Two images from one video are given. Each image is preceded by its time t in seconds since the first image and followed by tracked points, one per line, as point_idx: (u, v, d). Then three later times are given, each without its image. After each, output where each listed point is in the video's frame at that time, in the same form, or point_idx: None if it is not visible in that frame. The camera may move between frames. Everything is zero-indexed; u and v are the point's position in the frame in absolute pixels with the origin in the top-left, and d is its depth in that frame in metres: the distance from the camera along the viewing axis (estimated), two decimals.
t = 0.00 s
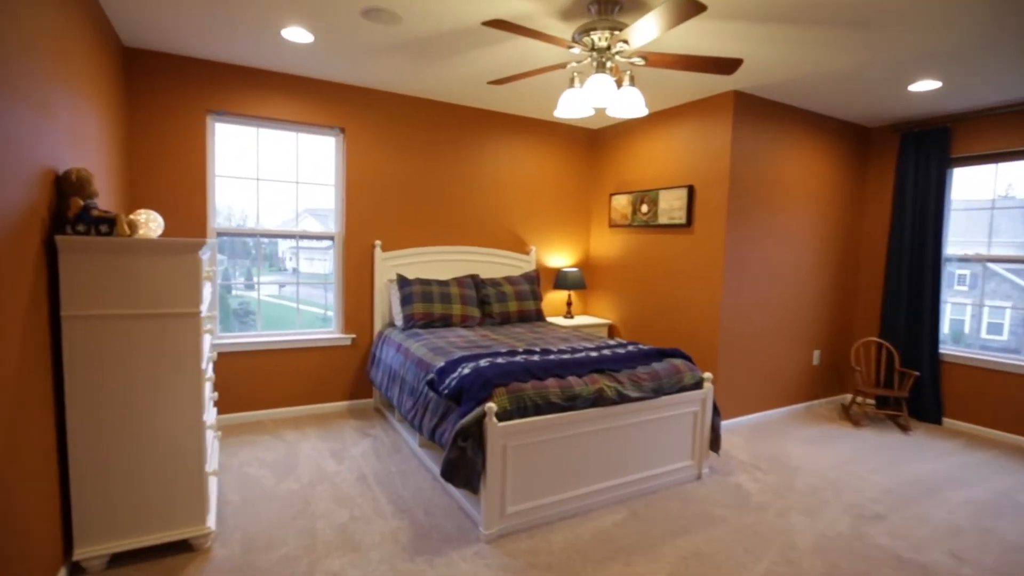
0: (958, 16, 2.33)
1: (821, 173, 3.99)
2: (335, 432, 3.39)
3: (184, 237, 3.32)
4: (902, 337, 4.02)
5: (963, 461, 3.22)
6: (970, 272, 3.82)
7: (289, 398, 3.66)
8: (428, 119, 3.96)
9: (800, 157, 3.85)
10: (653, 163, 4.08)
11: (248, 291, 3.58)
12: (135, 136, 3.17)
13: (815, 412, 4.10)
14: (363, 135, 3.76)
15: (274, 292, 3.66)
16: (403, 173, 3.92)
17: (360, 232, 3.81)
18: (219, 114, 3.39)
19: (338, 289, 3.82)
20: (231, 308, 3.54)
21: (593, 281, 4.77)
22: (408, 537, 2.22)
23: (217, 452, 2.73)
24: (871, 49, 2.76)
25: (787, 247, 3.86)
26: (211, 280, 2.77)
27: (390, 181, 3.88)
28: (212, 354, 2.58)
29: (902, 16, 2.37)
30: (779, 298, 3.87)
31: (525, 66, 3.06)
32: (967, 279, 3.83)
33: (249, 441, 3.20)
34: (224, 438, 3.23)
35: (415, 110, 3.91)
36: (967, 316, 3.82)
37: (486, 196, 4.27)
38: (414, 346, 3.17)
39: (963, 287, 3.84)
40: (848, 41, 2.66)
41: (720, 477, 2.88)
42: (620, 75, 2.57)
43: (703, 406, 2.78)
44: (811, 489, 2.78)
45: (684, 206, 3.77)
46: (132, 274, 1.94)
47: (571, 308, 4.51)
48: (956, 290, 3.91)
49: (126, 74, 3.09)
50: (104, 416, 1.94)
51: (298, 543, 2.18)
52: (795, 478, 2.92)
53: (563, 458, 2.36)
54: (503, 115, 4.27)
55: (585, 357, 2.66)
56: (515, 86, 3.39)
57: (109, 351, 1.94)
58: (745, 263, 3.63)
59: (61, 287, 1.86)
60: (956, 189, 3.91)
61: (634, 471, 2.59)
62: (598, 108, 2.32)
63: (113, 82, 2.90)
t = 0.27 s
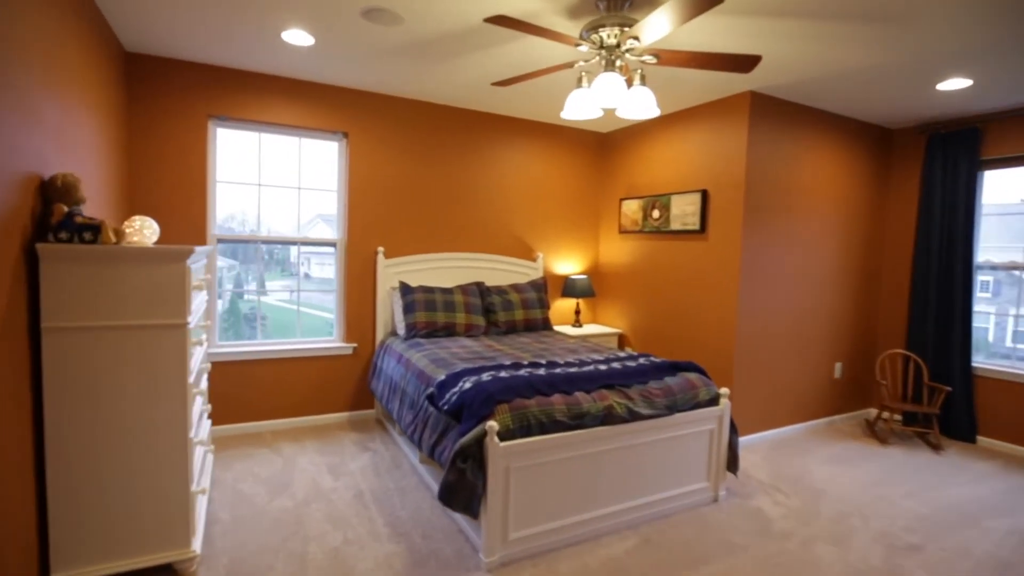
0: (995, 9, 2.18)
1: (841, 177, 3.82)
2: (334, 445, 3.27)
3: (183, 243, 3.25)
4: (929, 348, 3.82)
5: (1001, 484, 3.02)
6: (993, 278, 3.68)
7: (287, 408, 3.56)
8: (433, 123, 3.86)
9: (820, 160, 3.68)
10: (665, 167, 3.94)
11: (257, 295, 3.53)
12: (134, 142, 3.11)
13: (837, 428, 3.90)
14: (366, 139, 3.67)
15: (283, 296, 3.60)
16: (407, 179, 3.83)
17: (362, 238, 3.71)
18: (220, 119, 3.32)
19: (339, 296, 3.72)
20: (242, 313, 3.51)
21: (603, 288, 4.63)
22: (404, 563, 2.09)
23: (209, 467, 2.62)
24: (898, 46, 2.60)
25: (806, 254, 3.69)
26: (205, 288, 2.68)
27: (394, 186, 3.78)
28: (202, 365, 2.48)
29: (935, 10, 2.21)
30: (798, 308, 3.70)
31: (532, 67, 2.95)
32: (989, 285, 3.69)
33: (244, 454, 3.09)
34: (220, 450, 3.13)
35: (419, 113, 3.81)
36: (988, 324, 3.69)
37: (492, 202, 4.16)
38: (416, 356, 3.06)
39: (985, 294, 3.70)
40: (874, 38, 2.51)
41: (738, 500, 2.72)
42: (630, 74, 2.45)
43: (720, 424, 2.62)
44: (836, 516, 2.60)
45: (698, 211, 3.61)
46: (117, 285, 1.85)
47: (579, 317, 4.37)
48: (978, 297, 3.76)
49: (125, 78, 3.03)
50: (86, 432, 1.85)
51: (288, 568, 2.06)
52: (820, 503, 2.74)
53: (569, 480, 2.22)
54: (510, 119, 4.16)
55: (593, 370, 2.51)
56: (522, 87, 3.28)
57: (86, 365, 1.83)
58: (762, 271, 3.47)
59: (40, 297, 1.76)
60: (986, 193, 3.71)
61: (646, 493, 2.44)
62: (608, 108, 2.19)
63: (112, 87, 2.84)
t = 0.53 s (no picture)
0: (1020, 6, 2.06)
1: (853, 182, 3.70)
2: (328, 460, 3.17)
3: (175, 251, 3.16)
4: (945, 360, 3.69)
5: None
6: (1001, 284, 3.59)
7: (282, 420, 3.46)
8: (433, 128, 3.78)
9: (832, 165, 3.57)
10: (671, 172, 3.83)
11: (261, 300, 3.46)
12: (126, 148, 3.03)
13: (849, 443, 3.77)
14: (364, 144, 3.59)
15: (289, 301, 3.53)
16: (406, 185, 3.74)
17: (359, 245, 3.62)
18: (215, 124, 3.24)
19: (336, 305, 3.63)
20: (246, 319, 3.43)
21: (607, 297, 4.51)
22: None
23: (195, 483, 2.53)
24: (915, 47, 2.49)
25: (818, 261, 3.57)
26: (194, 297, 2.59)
27: (392, 192, 3.70)
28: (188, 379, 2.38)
29: (956, 8, 2.10)
30: (809, 318, 3.57)
31: (533, 69, 2.85)
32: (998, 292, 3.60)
33: (235, 468, 2.99)
34: (211, 465, 3.03)
35: (418, 117, 3.73)
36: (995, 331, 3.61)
37: (493, 208, 4.06)
38: (412, 367, 2.95)
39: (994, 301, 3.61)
40: (890, 38, 2.40)
41: (748, 521, 2.59)
42: (635, 76, 2.35)
43: (729, 441, 2.50)
44: (853, 538, 2.47)
45: (705, 217, 3.50)
46: (97, 296, 1.76)
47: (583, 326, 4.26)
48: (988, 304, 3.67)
49: (116, 82, 2.95)
50: (60, 452, 1.75)
51: None
52: (834, 524, 2.61)
53: (570, 502, 2.10)
54: (511, 123, 4.07)
55: (596, 385, 2.40)
56: (523, 90, 3.18)
57: (60, 383, 1.74)
58: (772, 280, 3.35)
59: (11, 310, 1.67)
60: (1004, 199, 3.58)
61: (651, 515, 2.32)
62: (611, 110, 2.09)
63: (103, 90, 2.76)
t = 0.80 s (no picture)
0: None
1: (856, 188, 3.62)
2: (315, 474, 3.05)
3: (157, 257, 3.05)
4: (950, 370, 3.60)
5: None
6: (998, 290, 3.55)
7: (269, 432, 3.34)
8: (426, 131, 3.69)
9: (834, 170, 3.49)
10: (671, 177, 3.75)
11: (258, 306, 3.38)
12: (107, 151, 2.93)
13: (853, 454, 3.67)
14: (356, 147, 3.50)
15: (288, 307, 3.45)
16: (399, 189, 3.64)
17: (350, 251, 3.51)
18: (200, 126, 3.14)
19: (326, 313, 3.52)
20: (236, 325, 3.33)
21: (605, 304, 4.42)
22: None
23: (172, 502, 2.41)
24: (920, 50, 2.41)
25: (820, 269, 3.49)
26: (173, 306, 2.48)
27: (384, 197, 3.60)
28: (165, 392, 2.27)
29: (967, 8, 2.02)
30: (812, 327, 3.48)
31: (528, 70, 2.77)
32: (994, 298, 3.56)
33: (218, 483, 2.87)
34: (194, 479, 2.91)
35: (411, 120, 3.64)
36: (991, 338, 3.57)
37: (489, 213, 3.97)
38: (403, 378, 2.85)
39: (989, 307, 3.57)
40: (896, 40, 2.32)
41: (751, 539, 2.48)
42: (634, 76, 2.26)
43: (731, 457, 2.39)
44: (860, 558, 2.37)
45: (705, 223, 3.42)
46: (65, 305, 1.65)
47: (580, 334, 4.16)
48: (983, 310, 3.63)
49: (98, 82, 2.86)
50: (23, 470, 1.65)
51: None
52: (841, 542, 2.51)
53: (565, 522, 1.99)
54: (507, 127, 3.99)
55: (593, 398, 2.29)
56: (516, 91, 3.10)
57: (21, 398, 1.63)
58: (774, 288, 3.26)
59: None
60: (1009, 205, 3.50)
61: (650, 534, 2.21)
62: (609, 111, 2.00)
63: (83, 91, 2.66)
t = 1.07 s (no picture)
0: None
1: (849, 193, 3.58)
2: (294, 487, 2.92)
3: (129, 261, 2.91)
4: (945, 378, 3.56)
5: None
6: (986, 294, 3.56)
7: (248, 443, 3.21)
8: (413, 132, 3.59)
9: (828, 175, 3.44)
10: (663, 181, 3.68)
11: (246, 310, 3.26)
12: (76, 149, 2.79)
13: (847, 463, 3.61)
14: (341, 147, 3.39)
15: (275, 311, 3.34)
16: (385, 191, 3.54)
17: (333, 255, 3.40)
18: (176, 124, 3.01)
19: (309, 318, 3.40)
20: (213, 333, 3.19)
21: (596, 310, 4.34)
22: None
23: (139, 521, 2.27)
24: (918, 52, 2.36)
25: (815, 275, 3.43)
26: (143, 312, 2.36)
27: (369, 199, 3.49)
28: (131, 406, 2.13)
29: (969, 7, 1.96)
30: (806, 334, 3.42)
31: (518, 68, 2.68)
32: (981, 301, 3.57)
33: (191, 498, 2.73)
34: (166, 494, 2.77)
35: (398, 121, 3.54)
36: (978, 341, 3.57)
37: (477, 217, 3.87)
38: (387, 387, 2.73)
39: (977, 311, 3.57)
40: (894, 41, 2.26)
41: (747, 554, 2.40)
42: (627, 74, 2.18)
43: (727, 469, 2.31)
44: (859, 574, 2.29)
45: (698, 228, 3.35)
46: (15, 313, 1.53)
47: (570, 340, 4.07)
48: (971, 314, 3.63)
49: (68, 77, 2.72)
50: None
51: None
52: (839, 556, 2.43)
53: (554, 541, 1.89)
54: (497, 128, 3.90)
55: (584, 409, 2.20)
56: (503, 89, 3.01)
57: None
58: (768, 293, 3.20)
59: None
60: (1003, 211, 3.48)
61: (643, 552, 2.11)
62: (602, 111, 1.91)
63: (51, 85, 2.53)
